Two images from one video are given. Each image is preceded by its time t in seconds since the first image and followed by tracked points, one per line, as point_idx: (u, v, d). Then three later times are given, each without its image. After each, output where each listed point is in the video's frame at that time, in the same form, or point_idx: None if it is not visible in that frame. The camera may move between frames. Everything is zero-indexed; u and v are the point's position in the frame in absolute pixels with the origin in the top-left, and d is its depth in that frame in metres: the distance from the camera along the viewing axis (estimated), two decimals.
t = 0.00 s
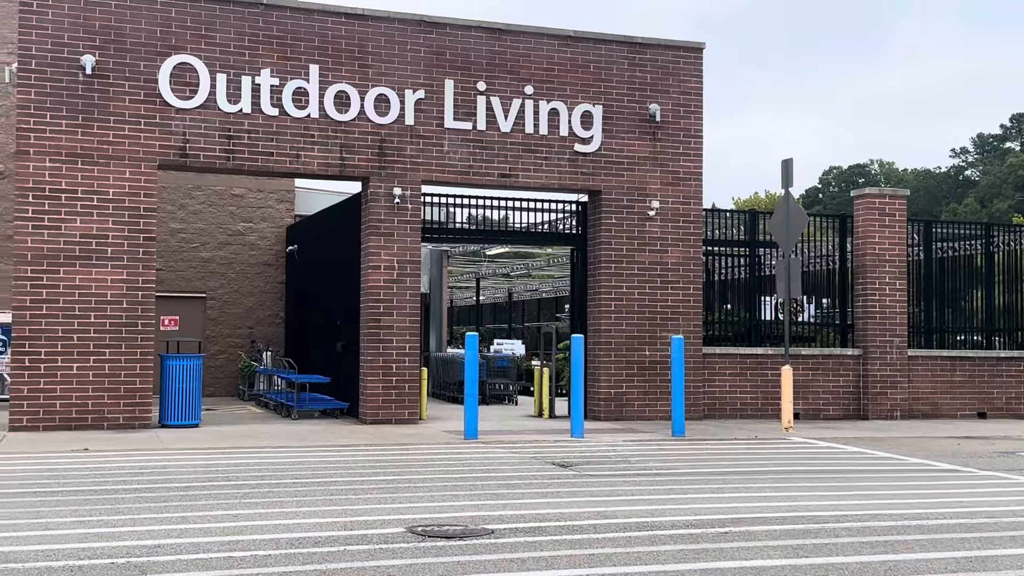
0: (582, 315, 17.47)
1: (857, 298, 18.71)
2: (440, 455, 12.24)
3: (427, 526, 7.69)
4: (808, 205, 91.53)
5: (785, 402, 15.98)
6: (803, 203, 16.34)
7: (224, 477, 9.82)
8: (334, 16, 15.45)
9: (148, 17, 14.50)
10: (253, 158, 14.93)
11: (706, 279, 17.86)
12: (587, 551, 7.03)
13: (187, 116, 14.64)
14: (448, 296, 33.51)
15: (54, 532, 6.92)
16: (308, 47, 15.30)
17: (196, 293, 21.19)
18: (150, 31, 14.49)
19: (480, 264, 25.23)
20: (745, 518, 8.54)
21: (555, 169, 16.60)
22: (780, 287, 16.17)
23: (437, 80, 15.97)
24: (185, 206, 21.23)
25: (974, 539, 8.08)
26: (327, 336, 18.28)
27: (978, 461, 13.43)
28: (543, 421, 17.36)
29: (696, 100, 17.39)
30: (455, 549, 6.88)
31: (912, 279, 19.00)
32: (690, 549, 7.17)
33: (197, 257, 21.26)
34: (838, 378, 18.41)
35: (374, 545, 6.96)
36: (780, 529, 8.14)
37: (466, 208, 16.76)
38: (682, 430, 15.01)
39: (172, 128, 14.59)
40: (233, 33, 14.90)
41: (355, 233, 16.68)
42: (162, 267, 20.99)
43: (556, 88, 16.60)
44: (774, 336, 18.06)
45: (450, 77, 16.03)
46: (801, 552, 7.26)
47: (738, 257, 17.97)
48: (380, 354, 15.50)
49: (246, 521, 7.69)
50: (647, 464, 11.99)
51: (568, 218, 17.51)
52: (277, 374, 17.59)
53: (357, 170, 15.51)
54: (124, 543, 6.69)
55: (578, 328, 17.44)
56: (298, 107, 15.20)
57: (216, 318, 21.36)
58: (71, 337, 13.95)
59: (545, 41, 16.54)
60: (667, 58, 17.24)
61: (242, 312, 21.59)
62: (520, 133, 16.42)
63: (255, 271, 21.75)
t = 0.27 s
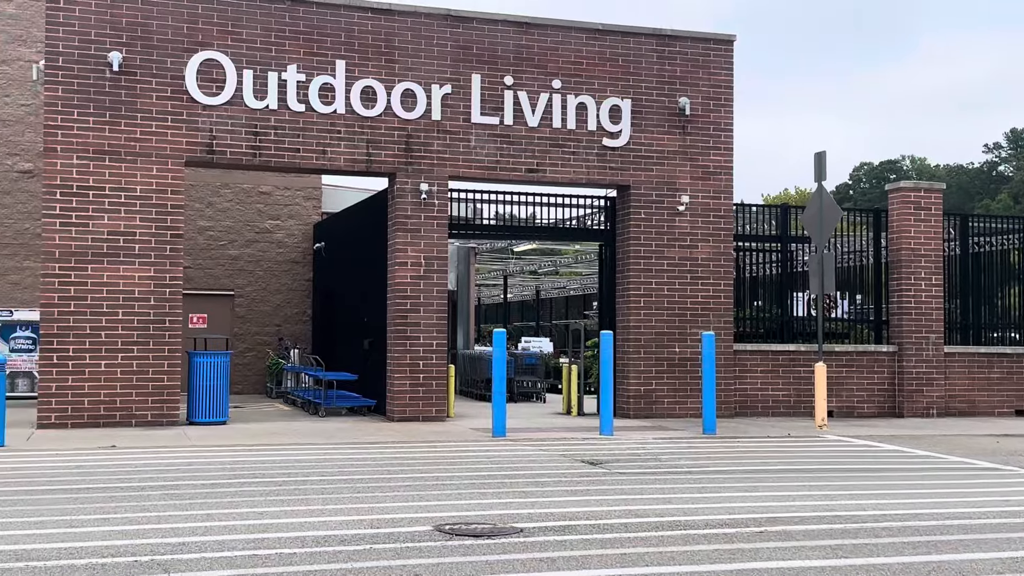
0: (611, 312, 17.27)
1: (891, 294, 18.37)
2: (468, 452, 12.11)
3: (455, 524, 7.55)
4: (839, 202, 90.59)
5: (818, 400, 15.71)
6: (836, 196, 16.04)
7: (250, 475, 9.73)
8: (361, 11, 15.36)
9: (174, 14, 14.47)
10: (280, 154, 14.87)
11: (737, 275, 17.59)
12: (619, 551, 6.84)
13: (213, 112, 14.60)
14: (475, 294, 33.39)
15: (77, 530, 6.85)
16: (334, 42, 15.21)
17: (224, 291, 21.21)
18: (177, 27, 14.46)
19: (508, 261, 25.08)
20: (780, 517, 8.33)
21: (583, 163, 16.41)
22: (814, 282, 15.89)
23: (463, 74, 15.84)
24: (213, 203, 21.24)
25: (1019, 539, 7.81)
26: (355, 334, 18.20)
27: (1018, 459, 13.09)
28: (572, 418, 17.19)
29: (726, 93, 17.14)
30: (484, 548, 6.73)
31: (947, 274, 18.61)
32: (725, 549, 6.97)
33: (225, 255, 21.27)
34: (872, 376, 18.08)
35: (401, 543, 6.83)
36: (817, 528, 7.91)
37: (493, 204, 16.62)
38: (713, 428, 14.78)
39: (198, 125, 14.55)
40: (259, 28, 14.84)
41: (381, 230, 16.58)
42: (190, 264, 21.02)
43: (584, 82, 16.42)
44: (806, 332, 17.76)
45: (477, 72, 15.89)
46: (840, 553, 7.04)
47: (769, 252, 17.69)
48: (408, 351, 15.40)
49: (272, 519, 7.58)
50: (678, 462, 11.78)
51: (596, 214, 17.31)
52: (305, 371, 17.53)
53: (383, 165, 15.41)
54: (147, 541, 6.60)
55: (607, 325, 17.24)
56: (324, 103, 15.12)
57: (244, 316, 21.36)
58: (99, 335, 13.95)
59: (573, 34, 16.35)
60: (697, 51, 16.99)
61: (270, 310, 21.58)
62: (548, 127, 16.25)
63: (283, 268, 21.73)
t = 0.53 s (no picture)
0: (636, 310, 17.07)
1: (923, 291, 18.02)
2: (491, 452, 11.96)
3: (477, 526, 7.39)
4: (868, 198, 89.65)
5: (848, 399, 15.42)
6: (867, 192, 15.74)
7: (271, 474, 9.63)
8: (384, 6, 15.23)
9: (197, 9, 14.41)
10: (303, 150, 14.78)
11: (764, 272, 17.33)
12: (646, 555, 6.65)
13: (236, 109, 14.53)
14: (500, 291, 33.25)
15: (94, 531, 6.76)
16: (357, 38, 15.09)
17: (248, 289, 21.19)
18: (199, 23, 14.40)
19: (532, 258, 24.91)
20: (812, 520, 8.11)
21: (608, 159, 16.21)
22: (844, 279, 15.59)
23: (487, 69, 15.67)
24: (237, 200, 21.22)
25: None
26: (378, 331, 18.09)
27: None
28: (597, 417, 17.00)
29: (754, 87, 16.87)
30: (507, 552, 6.57)
31: (980, 271, 18.25)
32: (755, 553, 6.76)
33: (249, 252, 21.25)
34: (903, 375, 17.75)
35: (422, 546, 6.68)
36: (850, 532, 7.68)
37: (517, 200, 16.45)
38: (740, 428, 14.54)
39: (221, 121, 14.48)
40: (282, 24, 14.75)
41: (405, 227, 16.46)
42: (214, 262, 21.01)
43: (609, 77, 16.21)
44: (836, 330, 17.46)
45: (501, 67, 15.72)
46: (875, 559, 6.80)
47: (798, 249, 17.42)
48: (431, 349, 15.27)
49: (291, 520, 7.46)
50: (705, 462, 11.57)
51: (622, 211, 17.09)
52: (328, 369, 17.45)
53: (406, 162, 15.29)
54: (164, 542, 6.49)
55: (633, 323, 17.03)
56: (347, 99, 15.01)
57: (268, 314, 21.33)
58: (122, 332, 13.92)
59: (598, 28, 16.15)
60: (724, 45, 16.74)
61: (294, 308, 21.53)
62: (573, 123, 16.06)
63: (306, 266, 21.68)
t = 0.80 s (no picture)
0: (663, 307, 16.89)
1: (955, 289, 17.71)
2: (516, 450, 11.84)
3: (503, 527, 7.28)
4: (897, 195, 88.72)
5: (879, 398, 15.18)
6: (898, 187, 15.46)
7: (295, 471, 9.56)
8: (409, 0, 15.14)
9: (222, 4, 14.37)
10: (328, 146, 14.72)
11: (793, 269, 17.09)
12: (676, 559, 6.50)
13: (261, 104, 14.49)
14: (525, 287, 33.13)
15: (116, 529, 6.70)
16: (383, 32, 15.01)
17: (274, 285, 21.19)
18: (224, 18, 14.37)
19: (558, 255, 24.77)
20: (845, 523, 7.92)
21: (635, 155, 16.03)
22: (875, 276, 15.33)
23: (513, 64, 15.54)
24: (262, 196, 21.22)
25: None
26: (403, 327, 18.03)
27: None
28: (623, 415, 16.85)
29: (784, 82, 16.63)
30: (533, 554, 6.45)
31: (1014, 268, 17.91)
32: (788, 557, 6.60)
33: (274, 248, 21.25)
34: (935, 373, 17.46)
35: (447, 547, 6.58)
36: (885, 536, 7.50)
37: (542, 196, 16.31)
38: (769, 427, 14.34)
39: (246, 116, 14.45)
40: (307, 18, 14.69)
41: (430, 222, 16.37)
42: (239, 257, 21.02)
43: (636, 71, 16.03)
44: (865, 328, 17.26)
45: (527, 61, 15.58)
46: (912, 564, 6.62)
47: (828, 246, 17.17)
48: (455, 346, 15.17)
49: (315, 519, 7.37)
50: (734, 462, 11.39)
51: (649, 206, 16.91)
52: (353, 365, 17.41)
53: (431, 157, 15.19)
54: (187, 541, 6.42)
55: (659, 320, 16.85)
56: (372, 94, 14.93)
57: (293, 309, 21.32)
58: (147, 328, 13.92)
59: (626, 22, 15.97)
60: (753, 38, 16.51)
61: (319, 304, 21.52)
62: (599, 118, 15.90)
63: (331, 261, 21.65)
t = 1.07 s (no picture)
0: (683, 305, 16.76)
1: (978, 288, 17.49)
2: (535, 449, 11.76)
3: (523, 528, 7.20)
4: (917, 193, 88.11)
5: (901, 398, 15.01)
6: (921, 185, 15.28)
7: (314, 469, 9.52)
8: None
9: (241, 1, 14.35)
10: (346, 143, 14.68)
11: (814, 267, 16.92)
12: (700, 561, 6.40)
13: (279, 100, 14.46)
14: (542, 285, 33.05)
15: (134, 527, 6.67)
16: (401, 29, 14.95)
17: (291, 282, 21.19)
18: (243, 14, 14.35)
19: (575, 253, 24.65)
20: (871, 525, 7.80)
21: (655, 152, 15.91)
22: (897, 275, 15.16)
23: (532, 61, 15.45)
24: (280, 193, 21.22)
25: None
26: (420, 325, 17.97)
27: None
28: (642, 414, 16.74)
29: (805, 79, 16.47)
30: (555, 555, 6.37)
31: None
32: (814, 561, 6.48)
33: (292, 245, 21.25)
34: (957, 373, 17.26)
35: (467, 548, 6.50)
36: (911, 539, 7.37)
37: (561, 194, 16.21)
38: (790, 427, 14.20)
39: (265, 113, 14.42)
40: (326, 15, 14.64)
41: (448, 220, 16.30)
42: (257, 255, 21.03)
43: (656, 68, 15.91)
44: (887, 327, 17.04)
45: (546, 58, 15.49)
46: (941, 568, 6.49)
47: (849, 245, 16.99)
48: (473, 344, 15.10)
49: (333, 518, 7.30)
50: (755, 462, 11.28)
51: (668, 204, 16.79)
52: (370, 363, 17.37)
53: (450, 154, 15.12)
54: (204, 540, 6.37)
55: (679, 318, 16.73)
56: (391, 91, 14.88)
57: (311, 307, 21.31)
58: (166, 325, 13.92)
59: (646, 18, 15.85)
60: (774, 35, 16.36)
61: (337, 301, 21.50)
62: (618, 115, 15.79)
63: (349, 259, 21.63)
